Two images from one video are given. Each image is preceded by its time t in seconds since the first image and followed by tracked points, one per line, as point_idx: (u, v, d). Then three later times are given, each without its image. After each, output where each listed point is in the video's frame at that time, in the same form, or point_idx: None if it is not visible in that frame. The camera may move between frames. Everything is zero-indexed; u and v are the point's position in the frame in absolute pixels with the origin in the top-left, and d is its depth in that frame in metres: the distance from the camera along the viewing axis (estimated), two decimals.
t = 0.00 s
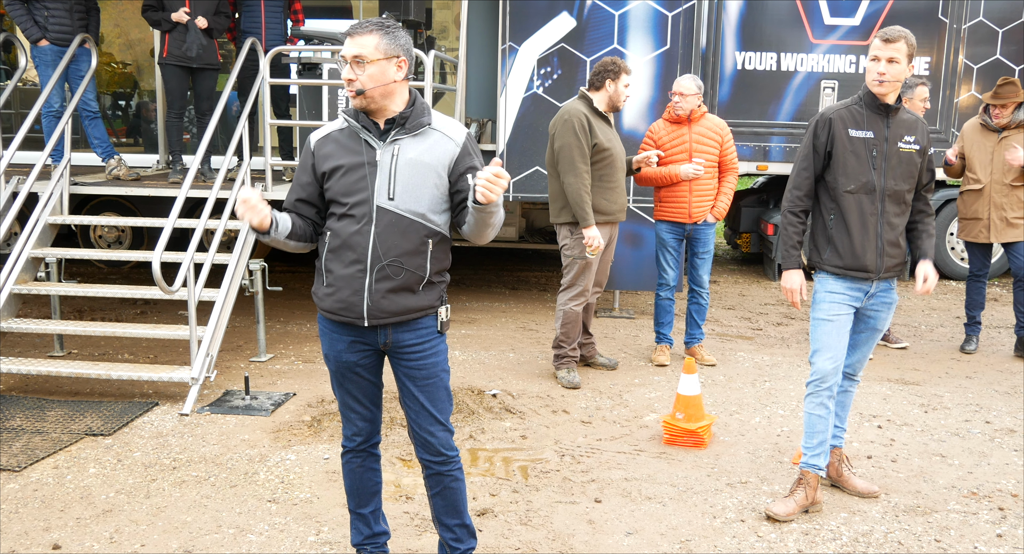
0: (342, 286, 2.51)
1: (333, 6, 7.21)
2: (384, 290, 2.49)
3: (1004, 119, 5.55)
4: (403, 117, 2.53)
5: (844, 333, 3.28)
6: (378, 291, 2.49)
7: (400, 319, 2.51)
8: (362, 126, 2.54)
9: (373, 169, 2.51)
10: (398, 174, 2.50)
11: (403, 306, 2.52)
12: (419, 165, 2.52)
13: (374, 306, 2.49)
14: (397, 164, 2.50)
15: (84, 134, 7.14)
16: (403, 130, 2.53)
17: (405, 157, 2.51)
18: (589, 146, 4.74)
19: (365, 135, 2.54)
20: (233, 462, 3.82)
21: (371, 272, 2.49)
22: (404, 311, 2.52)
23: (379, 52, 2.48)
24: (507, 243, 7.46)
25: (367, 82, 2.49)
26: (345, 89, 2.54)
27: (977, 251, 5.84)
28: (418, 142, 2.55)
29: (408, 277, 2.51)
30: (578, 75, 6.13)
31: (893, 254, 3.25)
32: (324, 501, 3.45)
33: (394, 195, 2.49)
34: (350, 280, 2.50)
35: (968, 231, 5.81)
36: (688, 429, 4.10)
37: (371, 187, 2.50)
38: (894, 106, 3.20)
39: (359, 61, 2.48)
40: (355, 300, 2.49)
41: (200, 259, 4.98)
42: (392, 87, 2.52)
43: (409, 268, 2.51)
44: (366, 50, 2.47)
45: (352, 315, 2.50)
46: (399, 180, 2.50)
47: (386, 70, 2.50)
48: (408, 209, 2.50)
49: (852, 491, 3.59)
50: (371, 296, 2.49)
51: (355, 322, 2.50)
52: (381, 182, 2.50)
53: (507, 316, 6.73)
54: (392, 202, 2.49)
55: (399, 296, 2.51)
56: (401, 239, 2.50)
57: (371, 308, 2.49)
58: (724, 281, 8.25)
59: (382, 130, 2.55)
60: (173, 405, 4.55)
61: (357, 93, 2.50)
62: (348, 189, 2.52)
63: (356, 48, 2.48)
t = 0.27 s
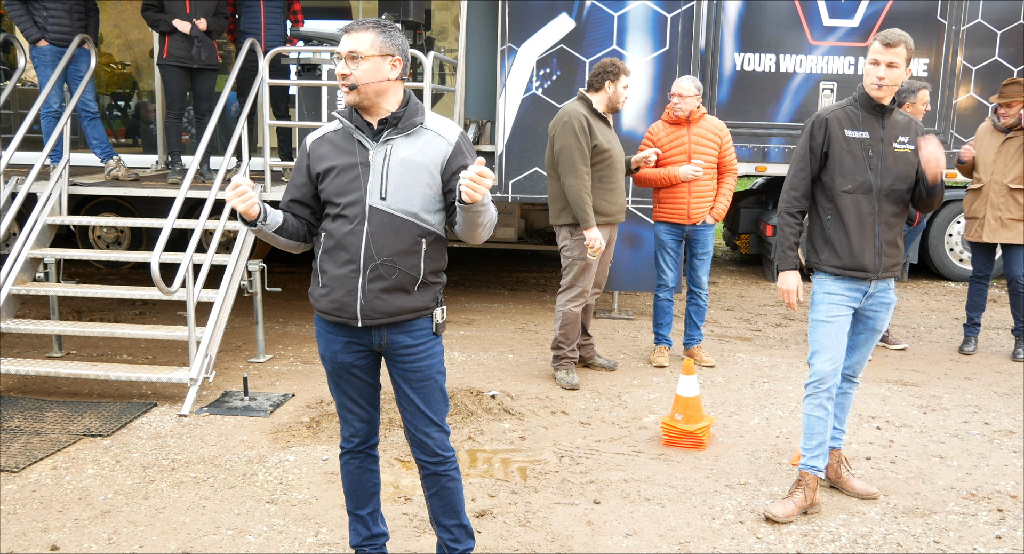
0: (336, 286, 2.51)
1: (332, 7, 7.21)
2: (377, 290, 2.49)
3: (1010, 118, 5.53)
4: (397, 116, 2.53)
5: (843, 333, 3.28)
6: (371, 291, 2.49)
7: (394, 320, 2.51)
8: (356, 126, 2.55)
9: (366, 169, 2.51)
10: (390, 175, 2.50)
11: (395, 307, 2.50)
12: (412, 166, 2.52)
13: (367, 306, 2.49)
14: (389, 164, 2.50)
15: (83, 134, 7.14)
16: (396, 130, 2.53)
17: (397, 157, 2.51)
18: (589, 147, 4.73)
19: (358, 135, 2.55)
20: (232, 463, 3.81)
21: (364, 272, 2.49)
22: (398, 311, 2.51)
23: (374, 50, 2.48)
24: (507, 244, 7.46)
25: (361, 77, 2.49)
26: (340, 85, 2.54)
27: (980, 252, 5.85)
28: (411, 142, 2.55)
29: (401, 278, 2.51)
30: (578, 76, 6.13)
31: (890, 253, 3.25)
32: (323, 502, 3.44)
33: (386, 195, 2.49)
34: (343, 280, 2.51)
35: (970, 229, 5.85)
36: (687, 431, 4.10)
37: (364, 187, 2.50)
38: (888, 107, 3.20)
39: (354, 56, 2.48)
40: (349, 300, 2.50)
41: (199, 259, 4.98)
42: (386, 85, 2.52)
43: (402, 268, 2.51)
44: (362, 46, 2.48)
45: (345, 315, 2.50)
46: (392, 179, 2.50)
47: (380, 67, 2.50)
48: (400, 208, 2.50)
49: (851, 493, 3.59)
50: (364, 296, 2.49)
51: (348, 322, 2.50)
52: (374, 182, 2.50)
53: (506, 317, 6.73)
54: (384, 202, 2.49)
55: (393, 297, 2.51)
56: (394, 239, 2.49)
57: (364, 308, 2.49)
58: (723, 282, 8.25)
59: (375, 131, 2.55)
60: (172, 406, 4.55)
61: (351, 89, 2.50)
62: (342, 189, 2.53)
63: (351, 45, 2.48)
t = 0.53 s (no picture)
0: (331, 288, 2.52)
1: (331, 9, 7.22)
2: (371, 293, 2.49)
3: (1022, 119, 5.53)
4: (394, 119, 2.54)
5: (840, 335, 3.28)
6: (365, 293, 2.49)
7: (388, 323, 2.50)
8: (353, 128, 2.56)
9: (362, 171, 2.52)
10: (386, 177, 2.50)
11: (390, 310, 2.50)
12: (408, 169, 2.51)
13: (361, 308, 2.49)
14: (385, 166, 2.50)
15: (82, 137, 7.14)
16: (393, 133, 2.53)
17: (393, 160, 2.51)
18: (588, 149, 4.74)
19: (356, 138, 2.55)
20: (231, 465, 3.81)
21: (358, 274, 2.49)
22: (393, 314, 2.50)
23: (372, 52, 2.49)
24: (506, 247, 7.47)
25: (358, 78, 2.49)
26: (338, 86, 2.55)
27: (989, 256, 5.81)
28: (408, 145, 2.54)
29: (396, 280, 2.50)
30: (577, 78, 6.14)
31: (887, 254, 3.24)
32: (322, 504, 3.44)
33: (382, 198, 2.49)
34: (339, 282, 2.51)
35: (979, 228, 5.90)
36: (686, 433, 4.10)
37: (360, 189, 2.51)
38: (885, 109, 3.20)
39: (352, 57, 2.49)
40: (343, 302, 2.50)
41: (198, 262, 4.97)
42: (384, 87, 2.52)
43: (397, 270, 2.50)
44: (360, 48, 2.49)
45: (340, 317, 2.51)
46: (387, 182, 2.50)
47: (379, 69, 2.50)
48: (396, 211, 2.50)
49: (850, 495, 3.59)
50: (358, 298, 2.49)
51: (343, 324, 2.51)
52: (370, 185, 2.50)
53: (505, 320, 6.73)
54: (379, 205, 2.49)
55: (387, 299, 2.50)
56: (389, 241, 2.49)
57: (358, 310, 2.49)
58: (722, 285, 8.26)
59: (372, 133, 2.56)
60: (171, 408, 4.55)
61: (348, 89, 2.50)
62: (339, 191, 2.53)
63: (350, 45, 2.49)
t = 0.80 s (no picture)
0: (327, 289, 2.53)
1: (329, 11, 7.22)
2: (366, 295, 2.49)
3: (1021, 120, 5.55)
4: (392, 121, 2.54)
5: (837, 336, 3.29)
6: (360, 296, 2.49)
7: (383, 325, 2.50)
8: (352, 129, 2.56)
9: (359, 173, 2.52)
10: (382, 180, 2.49)
11: (384, 312, 2.50)
12: (405, 171, 2.50)
13: (356, 310, 2.49)
14: (382, 169, 2.50)
15: (80, 138, 7.13)
16: (390, 135, 2.53)
17: (390, 162, 2.50)
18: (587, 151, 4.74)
19: (355, 139, 2.56)
20: (229, 467, 3.81)
21: (353, 276, 2.49)
22: (388, 316, 2.50)
23: (371, 52, 2.49)
24: (504, 248, 7.47)
25: (355, 77, 2.49)
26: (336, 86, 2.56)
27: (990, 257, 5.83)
28: (405, 147, 2.54)
29: (391, 283, 2.50)
30: (575, 80, 6.15)
31: (883, 255, 3.24)
32: (320, 506, 3.44)
33: (378, 200, 2.49)
34: (335, 284, 2.52)
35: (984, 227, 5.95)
36: (684, 434, 4.10)
37: (356, 191, 2.51)
38: (882, 110, 3.20)
39: (350, 56, 2.49)
40: (339, 304, 2.51)
41: (196, 263, 4.97)
42: (381, 88, 2.52)
43: (392, 273, 2.50)
44: (359, 47, 2.49)
45: (335, 319, 2.51)
46: (384, 184, 2.49)
47: (376, 69, 2.50)
48: (391, 214, 2.49)
49: (848, 496, 3.60)
50: (353, 300, 2.49)
51: (338, 326, 2.52)
52: (366, 187, 2.50)
53: (503, 321, 6.73)
54: (375, 207, 2.49)
55: (382, 301, 2.50)
56: (384, 244, 2.49)
57: (353, 312, 2.49)
58: (721, 285, 8.26)
59: (371, 135, 2.56)
60: (169, 410, 4.54)
61: (345, 88, 2.50)
62: (336, 192, 2.54)
63: (350, 44, 2.50)
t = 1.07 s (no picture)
0: (325, 291, 2.53)
1: (326, 12, 7.22)
2: (362, 297, 2.49)
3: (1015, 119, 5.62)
4: (389, 123, 2.53)
5: (833, 337, 3.29)
6: (357, 297, 2.49)
7: (380, 326, 2.50)
8: (350, 131, 2.56)
9: (356, 175, 2.52)
10: (379, 182, 2.50)
11: (381, 314, 2.50)
12: (401, 173, 2.50)
13: (353, 312, 2.49)
14: (379, 170, 2.50)
15: (77, 139, 7.13)
16: (387, 137, 2.53)
17: (387, 164, 2.50)
18: (585, 152, 4.74)
19: (352, 141, 2.56)
20: (227, 469, 3.80)
21: (350, 278, 2.50)
22: (384, 318, 2.50)
23: (366, 54, 2.48)
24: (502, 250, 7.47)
25: (351, 81, 2.49)
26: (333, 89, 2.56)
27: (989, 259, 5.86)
28: (402, 149, 2.53)
29: (387, 285, 2.50)
30: (573, 81, 6.15)
31: (879, 257, 3.24)
32: (318, 508, 3.44)
33: (374, 202, 2.49)
34: (331, 285, 2.52)
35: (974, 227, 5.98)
36: (682, 436, 4.10)
37: (353, 193, 2.51)
38: (877, 111, 3.20)
39: (346, 60, 2.49)
40: (336, 306, 2.51)
41: (193, 265, 4.96)
42: (378, 90, 2.52)
43: (388, 275, 2.50)
44: (354, 50, 2.48)
45: (332, 320, 2.52)
46: (381, 186, 2.49)
47: (372, 72, 2.50)
48: (388, 216, 2.49)
49: (846, 497, 3.60)
50: (350, 302, 2.49)
51: (335, 327, 2.52)
52: (363, 189, 2.50)
53: (501, 322, 6.73)
54: (372, 209, 2.49)
55: (379, 303, 2.50)
56: (380, 245, 2.49)
57: (350, 314, 2.49)
58: (718, 287, 8.27)
59: (368, 136, 2.56)
60: (166, 412, 4.54)
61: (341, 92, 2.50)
62: (334, 194, 2.54)
63: (346, 48, 2.49)
